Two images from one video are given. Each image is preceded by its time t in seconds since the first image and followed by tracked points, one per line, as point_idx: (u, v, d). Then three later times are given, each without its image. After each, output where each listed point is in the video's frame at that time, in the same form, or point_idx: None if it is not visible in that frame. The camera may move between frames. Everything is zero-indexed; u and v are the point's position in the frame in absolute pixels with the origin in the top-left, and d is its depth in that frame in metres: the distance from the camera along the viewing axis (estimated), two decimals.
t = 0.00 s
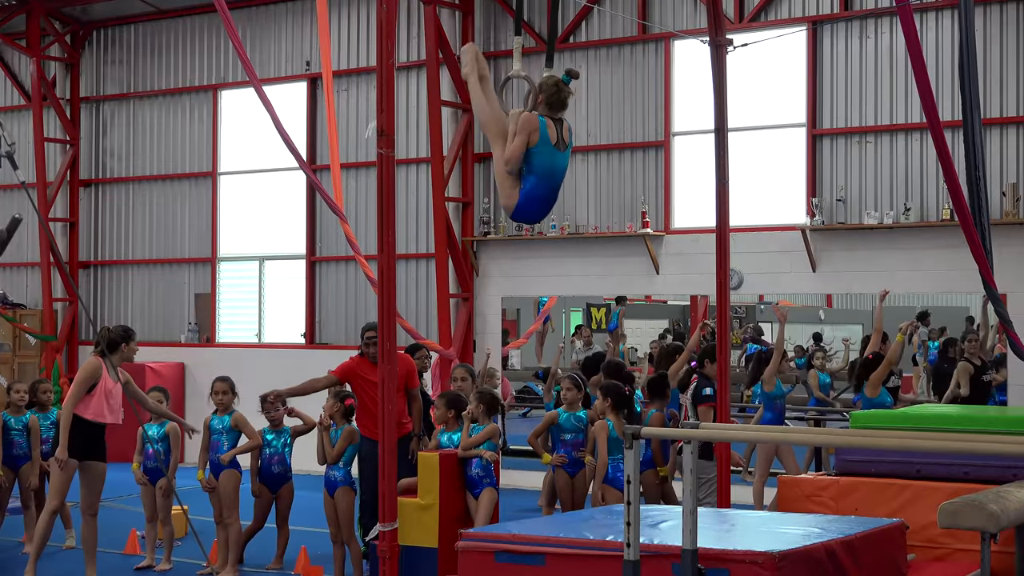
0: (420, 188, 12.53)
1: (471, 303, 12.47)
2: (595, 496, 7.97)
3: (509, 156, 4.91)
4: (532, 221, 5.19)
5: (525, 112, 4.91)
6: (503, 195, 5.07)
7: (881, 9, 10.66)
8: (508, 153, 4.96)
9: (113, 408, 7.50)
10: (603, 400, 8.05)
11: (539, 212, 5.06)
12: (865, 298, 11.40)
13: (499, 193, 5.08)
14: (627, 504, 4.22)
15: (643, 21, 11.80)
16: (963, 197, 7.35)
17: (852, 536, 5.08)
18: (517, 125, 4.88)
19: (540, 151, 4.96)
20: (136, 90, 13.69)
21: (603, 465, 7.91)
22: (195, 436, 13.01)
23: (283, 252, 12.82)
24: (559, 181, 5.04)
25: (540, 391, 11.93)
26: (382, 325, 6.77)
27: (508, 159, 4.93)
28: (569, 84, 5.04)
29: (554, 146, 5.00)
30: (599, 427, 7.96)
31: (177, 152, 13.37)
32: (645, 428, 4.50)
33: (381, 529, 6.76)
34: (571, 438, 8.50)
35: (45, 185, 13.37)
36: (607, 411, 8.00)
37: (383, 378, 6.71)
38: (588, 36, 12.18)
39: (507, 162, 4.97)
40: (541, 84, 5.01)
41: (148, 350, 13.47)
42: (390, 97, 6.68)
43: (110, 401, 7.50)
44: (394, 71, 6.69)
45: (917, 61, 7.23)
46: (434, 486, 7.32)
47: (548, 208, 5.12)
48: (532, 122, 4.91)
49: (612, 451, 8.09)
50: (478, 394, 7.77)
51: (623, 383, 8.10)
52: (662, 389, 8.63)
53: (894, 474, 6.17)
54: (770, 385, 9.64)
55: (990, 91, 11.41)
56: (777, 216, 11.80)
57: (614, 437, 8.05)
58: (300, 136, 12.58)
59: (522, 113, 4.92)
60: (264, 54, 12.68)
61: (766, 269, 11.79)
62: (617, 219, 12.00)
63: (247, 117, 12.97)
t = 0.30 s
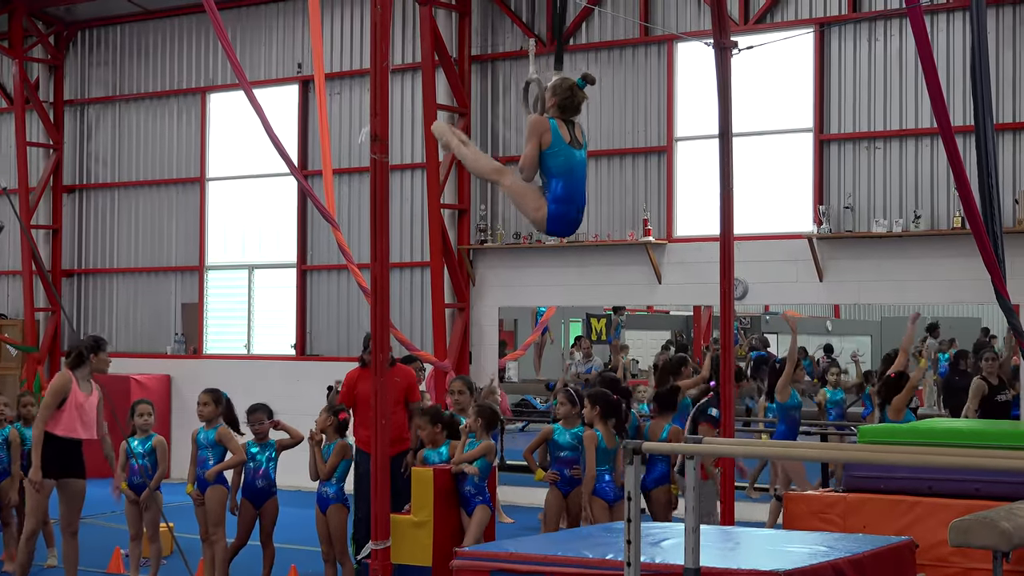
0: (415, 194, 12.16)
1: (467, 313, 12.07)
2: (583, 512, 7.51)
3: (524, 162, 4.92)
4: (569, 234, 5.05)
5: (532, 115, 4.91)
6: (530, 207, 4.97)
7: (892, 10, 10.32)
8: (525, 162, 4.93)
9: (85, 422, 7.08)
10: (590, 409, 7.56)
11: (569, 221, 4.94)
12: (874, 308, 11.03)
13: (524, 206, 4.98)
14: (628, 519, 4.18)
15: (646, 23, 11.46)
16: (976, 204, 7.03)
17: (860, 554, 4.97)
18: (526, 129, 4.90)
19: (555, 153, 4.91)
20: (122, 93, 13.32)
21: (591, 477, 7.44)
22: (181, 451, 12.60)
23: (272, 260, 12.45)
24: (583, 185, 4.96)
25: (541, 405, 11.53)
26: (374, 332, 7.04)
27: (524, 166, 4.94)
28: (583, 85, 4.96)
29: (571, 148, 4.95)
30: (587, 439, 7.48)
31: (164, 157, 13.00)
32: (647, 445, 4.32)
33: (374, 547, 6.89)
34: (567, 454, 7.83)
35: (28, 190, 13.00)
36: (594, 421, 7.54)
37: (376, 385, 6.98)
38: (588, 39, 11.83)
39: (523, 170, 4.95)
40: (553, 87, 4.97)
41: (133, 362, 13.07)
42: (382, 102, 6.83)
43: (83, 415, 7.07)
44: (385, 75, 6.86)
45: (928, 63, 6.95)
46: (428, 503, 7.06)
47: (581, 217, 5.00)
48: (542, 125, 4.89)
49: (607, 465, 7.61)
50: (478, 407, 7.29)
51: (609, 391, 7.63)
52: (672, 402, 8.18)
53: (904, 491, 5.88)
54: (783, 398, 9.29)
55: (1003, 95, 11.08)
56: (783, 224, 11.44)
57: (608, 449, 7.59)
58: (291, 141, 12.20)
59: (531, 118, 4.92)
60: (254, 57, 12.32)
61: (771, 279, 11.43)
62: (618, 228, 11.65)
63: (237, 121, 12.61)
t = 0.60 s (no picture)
0: (403, 197, 11.80)
1: (457, 320, 11.71)
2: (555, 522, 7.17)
3: (541, 162, 4.92)
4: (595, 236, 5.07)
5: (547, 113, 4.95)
6: (555, 210, 4.99)
7: (897, 5, 9.98)
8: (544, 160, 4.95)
9: (18, 432, 6.50)
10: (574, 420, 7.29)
11: (595, 221, 4.96)
12: (876, 315, 10.70)
13: (548, 207, 5.01)
14: (622, 533, 4.03)
15: (641, 20, 11.11)
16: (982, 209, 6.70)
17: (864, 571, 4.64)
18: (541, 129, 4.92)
19: (573, 151, 4.95)
20: (101, 92, 12.96)
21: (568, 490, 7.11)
22: (162, 462, 12.23)
23: (256, 265, 12.08)
24: (604, 184, 5.00)
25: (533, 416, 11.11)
26: (363, 343, 6.46)
27: (541, 167, 4.94)
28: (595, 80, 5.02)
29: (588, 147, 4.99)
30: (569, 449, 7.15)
31: (145, 158, 12.62)
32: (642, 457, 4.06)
33: (363, 562, 6.37)
34: (546, 467, 7.43)
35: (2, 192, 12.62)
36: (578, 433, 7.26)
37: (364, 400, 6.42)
38: (582, 36, 11.47)
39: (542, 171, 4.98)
40: (566, 86, 5.03)
41: (112, 371, 12.67)
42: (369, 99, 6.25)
43: (14, 424, 6.51)
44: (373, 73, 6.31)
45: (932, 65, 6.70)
46: (416, 518, 6.74)
47: (607, 218, 5.02)
48: (557, 124, 4.92)
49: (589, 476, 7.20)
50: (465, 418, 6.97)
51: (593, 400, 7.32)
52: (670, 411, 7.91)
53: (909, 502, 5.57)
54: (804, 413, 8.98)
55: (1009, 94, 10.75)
56: (783, 228, 11.10)
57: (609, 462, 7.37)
58: (275, 142, 11.84)
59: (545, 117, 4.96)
60: (237, 55, 11.97)
61: (771, 284, 11.09)
62: (612, 232, 11.27)
63: (219, 120, 12.26)
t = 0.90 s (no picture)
0: (393, 207, 11.45)
1: (449, 334, 11.34)
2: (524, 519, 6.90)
3: (568, 174, 4.75)
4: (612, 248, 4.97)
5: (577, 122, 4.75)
6: (577, 223, 4.87)
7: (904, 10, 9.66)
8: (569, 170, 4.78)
9: None
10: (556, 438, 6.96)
11: (615, 236, 4.86)
12: (882, 330, 10.35)
13: (569, 220, 4.88)
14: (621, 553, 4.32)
15: (640, 25, 10.79)
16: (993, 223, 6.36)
17: None
18: (572, 140, 4.74)
19: (602, 163, 4.77)
20: (82, 98, 12.62)
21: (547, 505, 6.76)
22: (144, 480, 11.86)
23: (241, 277, 11.73)
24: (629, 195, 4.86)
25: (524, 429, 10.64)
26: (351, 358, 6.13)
27: (566, 178, 4.76)
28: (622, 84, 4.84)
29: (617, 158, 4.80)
30: (552, 467, 6.79)
31: (127, 166, 12.28)
32: (640, 476, 4.28)
33: None
34: (533, 486, 7.15)
35: None
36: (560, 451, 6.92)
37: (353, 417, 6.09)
38: (578, 41, 11.13)
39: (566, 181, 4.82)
40: (592, 90, 4.81)
41: (93, 386, 12.28)
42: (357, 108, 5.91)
43: None
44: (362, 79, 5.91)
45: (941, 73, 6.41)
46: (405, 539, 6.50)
47: (628, 231, 4.90)
48: (587, 132, 4.73)
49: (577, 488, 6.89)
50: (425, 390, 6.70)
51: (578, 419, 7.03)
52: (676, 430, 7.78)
53: (923, 530, 5.20)
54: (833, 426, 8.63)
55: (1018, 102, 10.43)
56: (785, 241, 10.75)
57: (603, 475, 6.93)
58: (262, 150, 11.49)
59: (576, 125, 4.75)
60: (222, 60, 11.64)
61: (773, 298, 10.73)
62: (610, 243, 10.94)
63: (205, 127, 11.93)
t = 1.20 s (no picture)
0: (385, 216, 11.10)
1: (443, 346, 10.97)
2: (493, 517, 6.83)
3: (588, 173, 4.59)
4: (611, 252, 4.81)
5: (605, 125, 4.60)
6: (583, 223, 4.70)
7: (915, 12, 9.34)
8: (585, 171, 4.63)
9: None
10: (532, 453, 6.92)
11: (619, 243, 4.73)
12: (890, 342, 10.01)
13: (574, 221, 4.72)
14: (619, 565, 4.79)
15: (640, 28, 10.46)
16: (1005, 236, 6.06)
17: None
18: (601, 142, 4.58)
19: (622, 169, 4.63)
20: (63, 103, 12.27)
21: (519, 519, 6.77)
22: (126, 497, 11.50)
23: (228, 288, 11.42)
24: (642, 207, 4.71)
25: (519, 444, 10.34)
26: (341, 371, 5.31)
27: (584, 177, 4.61)
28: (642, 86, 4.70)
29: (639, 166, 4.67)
30: (525, 484, 6.87)
31: (110, 173, 11.94)
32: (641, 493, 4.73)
33: None
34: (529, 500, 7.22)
35: None
36: (538, 467, 6.91)
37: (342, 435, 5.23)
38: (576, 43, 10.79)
39: (582, 182, 4.64)
40: (613, 92, 4.67)
41: (73, 401, 11.89)
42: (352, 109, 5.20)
43: None
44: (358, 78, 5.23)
45: (951, 81, 6.13)
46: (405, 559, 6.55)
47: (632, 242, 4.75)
48: (615, 136, 4.59)
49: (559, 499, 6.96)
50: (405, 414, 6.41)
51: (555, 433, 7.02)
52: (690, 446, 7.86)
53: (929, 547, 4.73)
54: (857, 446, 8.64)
55: None
56: (790, 250, 10.41)
57: (604, 492, 7.10)
58: (249, 157, 11.17)
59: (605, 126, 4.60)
60: (208, 63, 11.30)
61: (778, 310, 10.39)
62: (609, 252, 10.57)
63: (190, 134, 11.61)
